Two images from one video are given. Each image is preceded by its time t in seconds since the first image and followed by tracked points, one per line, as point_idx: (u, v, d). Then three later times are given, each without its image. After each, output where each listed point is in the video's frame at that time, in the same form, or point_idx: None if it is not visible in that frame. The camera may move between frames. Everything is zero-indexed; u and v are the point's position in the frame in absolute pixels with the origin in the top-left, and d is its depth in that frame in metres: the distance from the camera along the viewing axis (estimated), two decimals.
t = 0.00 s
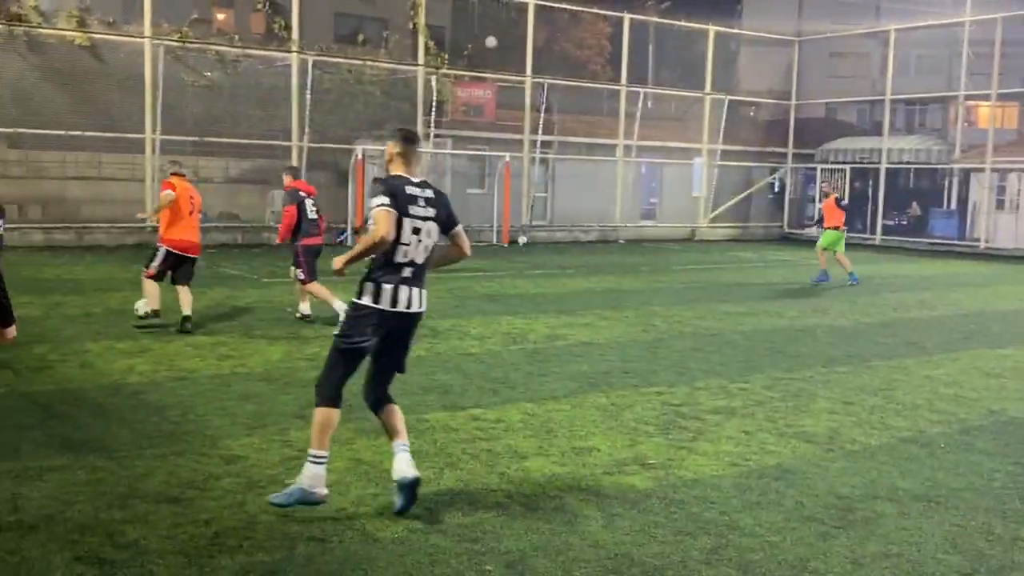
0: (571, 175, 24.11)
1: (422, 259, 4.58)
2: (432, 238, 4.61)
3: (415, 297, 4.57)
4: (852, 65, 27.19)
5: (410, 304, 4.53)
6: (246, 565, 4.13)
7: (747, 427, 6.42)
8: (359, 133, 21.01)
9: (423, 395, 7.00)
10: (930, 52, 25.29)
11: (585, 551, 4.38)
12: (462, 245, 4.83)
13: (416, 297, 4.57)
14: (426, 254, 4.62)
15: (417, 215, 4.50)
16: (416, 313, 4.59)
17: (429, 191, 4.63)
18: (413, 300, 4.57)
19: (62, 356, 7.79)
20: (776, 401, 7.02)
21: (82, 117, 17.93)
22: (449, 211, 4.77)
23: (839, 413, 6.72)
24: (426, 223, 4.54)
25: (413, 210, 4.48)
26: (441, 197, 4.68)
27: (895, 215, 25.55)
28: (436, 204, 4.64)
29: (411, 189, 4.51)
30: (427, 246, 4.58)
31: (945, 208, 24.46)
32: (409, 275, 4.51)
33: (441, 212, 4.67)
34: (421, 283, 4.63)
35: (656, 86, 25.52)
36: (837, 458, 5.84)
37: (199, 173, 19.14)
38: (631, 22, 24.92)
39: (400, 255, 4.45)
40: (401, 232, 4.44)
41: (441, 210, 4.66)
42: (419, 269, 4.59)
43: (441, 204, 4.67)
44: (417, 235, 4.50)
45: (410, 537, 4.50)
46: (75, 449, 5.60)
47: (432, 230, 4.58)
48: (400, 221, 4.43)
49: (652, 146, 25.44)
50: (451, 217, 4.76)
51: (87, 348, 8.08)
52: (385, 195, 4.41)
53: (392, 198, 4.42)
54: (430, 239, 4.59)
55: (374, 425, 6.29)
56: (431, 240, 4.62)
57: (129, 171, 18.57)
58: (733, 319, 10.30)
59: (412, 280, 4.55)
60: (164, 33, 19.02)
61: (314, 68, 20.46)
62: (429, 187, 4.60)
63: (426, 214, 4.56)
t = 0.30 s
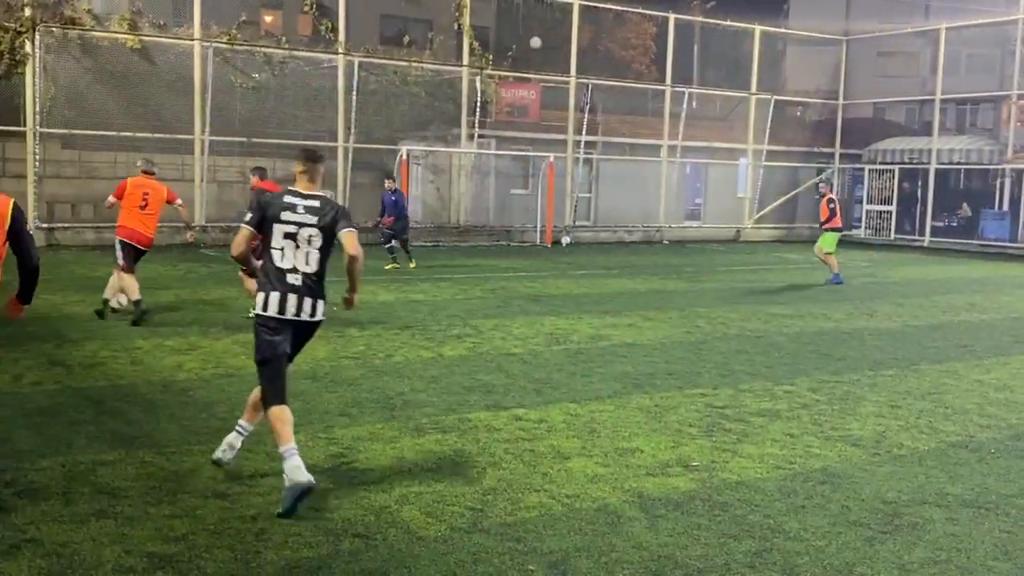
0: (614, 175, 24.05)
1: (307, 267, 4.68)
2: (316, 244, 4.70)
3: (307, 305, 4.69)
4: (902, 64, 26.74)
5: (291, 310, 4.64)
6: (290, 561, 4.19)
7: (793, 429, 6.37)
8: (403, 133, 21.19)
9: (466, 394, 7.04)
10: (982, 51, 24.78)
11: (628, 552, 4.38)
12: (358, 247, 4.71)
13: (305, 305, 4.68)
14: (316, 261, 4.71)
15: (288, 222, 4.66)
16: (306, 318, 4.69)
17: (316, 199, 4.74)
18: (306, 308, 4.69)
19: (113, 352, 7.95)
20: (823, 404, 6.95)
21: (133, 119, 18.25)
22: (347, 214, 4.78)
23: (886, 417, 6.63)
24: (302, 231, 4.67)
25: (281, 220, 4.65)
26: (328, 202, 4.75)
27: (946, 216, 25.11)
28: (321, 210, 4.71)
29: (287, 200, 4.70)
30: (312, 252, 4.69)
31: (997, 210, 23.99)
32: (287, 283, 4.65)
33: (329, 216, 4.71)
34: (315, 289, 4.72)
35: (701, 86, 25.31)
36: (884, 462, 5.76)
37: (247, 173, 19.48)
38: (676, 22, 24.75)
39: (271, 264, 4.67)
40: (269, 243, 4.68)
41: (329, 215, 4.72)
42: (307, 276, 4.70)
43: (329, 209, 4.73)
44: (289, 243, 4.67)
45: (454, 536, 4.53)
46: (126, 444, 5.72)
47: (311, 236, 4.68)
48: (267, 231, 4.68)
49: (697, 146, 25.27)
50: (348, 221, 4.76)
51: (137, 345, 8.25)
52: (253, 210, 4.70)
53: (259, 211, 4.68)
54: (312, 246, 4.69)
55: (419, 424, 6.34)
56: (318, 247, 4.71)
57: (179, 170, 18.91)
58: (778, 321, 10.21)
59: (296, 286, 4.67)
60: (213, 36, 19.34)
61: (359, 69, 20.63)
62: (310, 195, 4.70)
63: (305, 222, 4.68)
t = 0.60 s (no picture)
0: (627, 176, 24.04)
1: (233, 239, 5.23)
2: (243, 220, 5.27)
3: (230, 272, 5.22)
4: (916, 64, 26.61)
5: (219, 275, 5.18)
6: (303, 561, 4.20)
7: (806, 431, 6.34)
8: (416, 134, 21.23)
9: (478, 395, 7.05)
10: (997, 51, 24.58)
11: (641, 554, 4.38)
12: (282, 227, 5.36)
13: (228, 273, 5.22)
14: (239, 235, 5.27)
15: (222, 198, 5.17)
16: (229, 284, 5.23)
17: (243, 178, 5.30)
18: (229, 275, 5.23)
19: (128, 352, 8.00)
20: (836, 405, 6.92)
21: (147, 120, 18.34)
22: (265, 196, 5.40)
23: (900, 419, 6.60)
24: (231, 206, 5.21)
25: (215, 194, 5.14)
26: (255, 183, 5.34)
27: (960, 217, 25.01)
28: (247, 188, 5.28)
29: (218, 176, 5.19)
30: (237, 226, 5.25)
31: (1012, 210, 23.87)
32: (217, 252, 5.17)
33: (253, 196, 5.31)
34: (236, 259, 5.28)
35: (714, 87, 25.20)
36: (899, 464, 5.74)
37: (261, 174, 19.55)
38: (689, 22, 24.66)
39: (201, 233, 5.14)
40: (200, 213, 5.13)
41: (254, 195, 5.32)
42: (230, 246, 5.25)
43: (255, 189, 5.32)
44: (220, 215, 5.18)
45: (466, 536, 4.54)
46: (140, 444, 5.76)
47: (240, 212, 5.25)
48: (200, 202, 5.13)
49: (710, 147, 25.22)
50: (265, 201, 5.39)
51: (151, 345, 8.29)
52: (188, 182, 5.12)
53: (193, 183, 5.12)
54: (239, 221, 5.26)
55: (431, 424, 6.35)
56: (242, 222, 5.28)
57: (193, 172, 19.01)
58: (791, 322, 10.18)
59: (222, 254, 5.20)
60: (227, 37, 19.50)
61: (372, 70, 20.67)
62: (240, 175, 5.26)
63: (234, 199, 5.22)
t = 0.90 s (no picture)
0: (630, 177, 24.06)
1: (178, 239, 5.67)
2: (186, 218, 5.67)
3: (179, 268, 5.69)
4: (919, 65, 26.57)
5: (171, 273, 5.65)
6: (304, 562, 4.21)
7: (808, 432, 6.34)
8: (419, 135, 21.27)
9: (480, 395, 7.07)
10: (1002, 51, 24.39)
11: (642, 555, 4.39)
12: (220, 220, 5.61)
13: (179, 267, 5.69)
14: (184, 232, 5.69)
15: (162, 200, 5.63)
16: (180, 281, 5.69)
17: (183, 180, 5.70)
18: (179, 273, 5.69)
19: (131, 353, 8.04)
20: (838, 406, 6.93)
21: (151, 122, 18.42)
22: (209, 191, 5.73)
23: (902, 420, 6.59)
24: (173, 207, 5.64)
25: (155, 199, 5.62)
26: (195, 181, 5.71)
27: (963, 218, 25.01)
28: (185, 188, 5.68)
29: (160, 181, 5.65)
30: (180, 226, 5.66)
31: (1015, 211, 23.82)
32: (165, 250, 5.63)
33: (192, 193, 5.68)
34: (186, 255, 5.71)
35: (717, 88, 25.18)
36: (900, 465, 5.73)
37: (264, 175, 19.64)
38: (692, 23, 24.62)
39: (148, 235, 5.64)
40: (145, 217, 5.64)
41: (194, 193, 5.69)
42: (179, 243, 5.68)
43: (195, 187, 5.71)
44: (164, 217, 5.64)
45: (468, 537, 4.55)
46: (143, 444, 5.78)
47: (182, 211, 5.66)
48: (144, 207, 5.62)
49: (713, 148, 25.22)
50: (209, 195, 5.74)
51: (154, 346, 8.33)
52: (131, 190, 5.60)
53: (136, 191, 5.60)
54: (183, 219, 5.67)
55: (432, 425, 6.36)
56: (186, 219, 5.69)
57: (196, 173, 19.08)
58: (792, 322, 10.18)
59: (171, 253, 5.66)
60: (230, 38, 19.53)
61: (375, 71, 20.70)
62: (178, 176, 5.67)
63: (175, 200, 5.65)
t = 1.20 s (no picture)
0: (632, 177, 24.04)
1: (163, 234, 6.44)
2: (166, 215, 6.46)
3: (166, 261, 6.46)
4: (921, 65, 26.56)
5: (159, 264, 6.42)
6: (308, 562, 4.21)
7: (811, 433, 6.33)
8: (421, 135, 21.25)
9: (483, 395, 7.06)
10: (1004, 51, 24.56)
11: (646, 555, 4.38)
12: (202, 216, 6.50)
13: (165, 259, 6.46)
14: (166, 226, 6.47)
15: (146, 201, 6.35)
16: (164, 272, 6.47)
17: (162, 179, 6.45)
18: (165, 265, 6.47)
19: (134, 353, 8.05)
20: (841, 406, 6.92)
21: (153, 122, 18.41)
22: (183, 190, 6.58)
23: (905, 421, 6.58)
24: (155, 206, 6.39)
25: (141, 198, 6.34)
26: (172, 180, 6.51)
27: (965, 218, 25.00)
28: (166, 187, 6.45)
29: (142, 181, 6.36)
30: (163, 221, 6.44)
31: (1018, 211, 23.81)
32: (150, 245, 6.38)
33: (172, 192, 6.49)
34: (168, 248, 6.48)
35: (719, 88, 25.18)
36: (904, 466, 5.73)
37: (266, 175, 19.65)
38: (694, 23, 24.60)
39: (134, 232, 6.34)
40: (130, 215, 6.34)
41: (172, 190, 6.49)
42: (161, 239, 6.44)
43: (173, 185, 6.50)
44: (147, 215, 6.38)
45: (471, 537, 4.54)
46: (146, 445, 5.77)
47: (163, 209, 6.43)
48: (128, 206, 6.32)
49: (715, 148, 25.18)
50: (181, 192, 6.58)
51: (157, 346, 8.34)
52: (117, 190, 6.27)
53: (121, 192, 6.30)
54: (164, 216, 6.45)
55: (435, 425, 6.36)
56: (167, 216, 6.47)
57: (198, 173, 19.04)
58: (796, 323, 10.18)
59: (156, 247, 6.42)
60: (232, 39, 19.55)
61: (377, 71, 20.69)
62: (160, 177, 6.42)
63: (157, 199, 6.40)
